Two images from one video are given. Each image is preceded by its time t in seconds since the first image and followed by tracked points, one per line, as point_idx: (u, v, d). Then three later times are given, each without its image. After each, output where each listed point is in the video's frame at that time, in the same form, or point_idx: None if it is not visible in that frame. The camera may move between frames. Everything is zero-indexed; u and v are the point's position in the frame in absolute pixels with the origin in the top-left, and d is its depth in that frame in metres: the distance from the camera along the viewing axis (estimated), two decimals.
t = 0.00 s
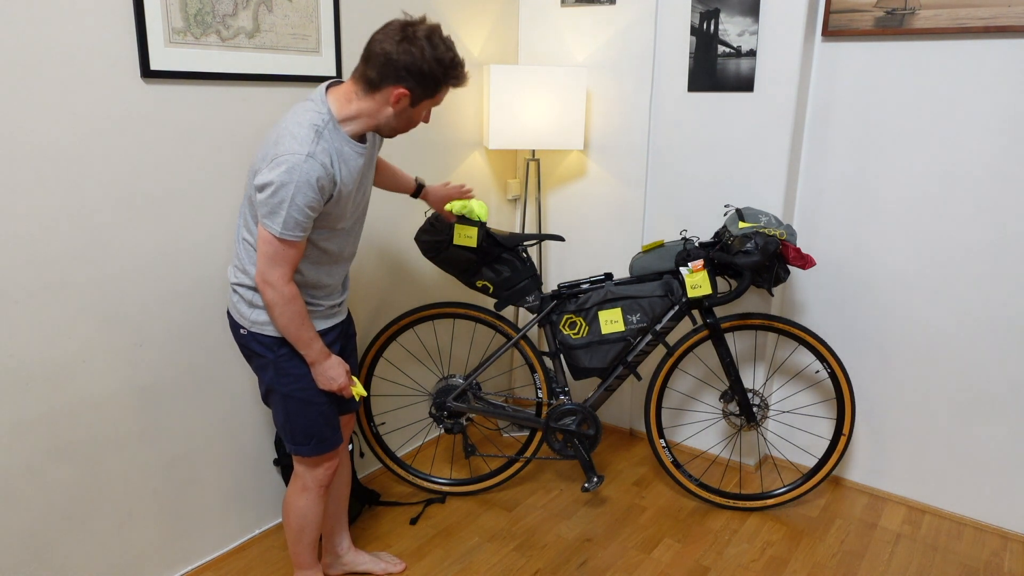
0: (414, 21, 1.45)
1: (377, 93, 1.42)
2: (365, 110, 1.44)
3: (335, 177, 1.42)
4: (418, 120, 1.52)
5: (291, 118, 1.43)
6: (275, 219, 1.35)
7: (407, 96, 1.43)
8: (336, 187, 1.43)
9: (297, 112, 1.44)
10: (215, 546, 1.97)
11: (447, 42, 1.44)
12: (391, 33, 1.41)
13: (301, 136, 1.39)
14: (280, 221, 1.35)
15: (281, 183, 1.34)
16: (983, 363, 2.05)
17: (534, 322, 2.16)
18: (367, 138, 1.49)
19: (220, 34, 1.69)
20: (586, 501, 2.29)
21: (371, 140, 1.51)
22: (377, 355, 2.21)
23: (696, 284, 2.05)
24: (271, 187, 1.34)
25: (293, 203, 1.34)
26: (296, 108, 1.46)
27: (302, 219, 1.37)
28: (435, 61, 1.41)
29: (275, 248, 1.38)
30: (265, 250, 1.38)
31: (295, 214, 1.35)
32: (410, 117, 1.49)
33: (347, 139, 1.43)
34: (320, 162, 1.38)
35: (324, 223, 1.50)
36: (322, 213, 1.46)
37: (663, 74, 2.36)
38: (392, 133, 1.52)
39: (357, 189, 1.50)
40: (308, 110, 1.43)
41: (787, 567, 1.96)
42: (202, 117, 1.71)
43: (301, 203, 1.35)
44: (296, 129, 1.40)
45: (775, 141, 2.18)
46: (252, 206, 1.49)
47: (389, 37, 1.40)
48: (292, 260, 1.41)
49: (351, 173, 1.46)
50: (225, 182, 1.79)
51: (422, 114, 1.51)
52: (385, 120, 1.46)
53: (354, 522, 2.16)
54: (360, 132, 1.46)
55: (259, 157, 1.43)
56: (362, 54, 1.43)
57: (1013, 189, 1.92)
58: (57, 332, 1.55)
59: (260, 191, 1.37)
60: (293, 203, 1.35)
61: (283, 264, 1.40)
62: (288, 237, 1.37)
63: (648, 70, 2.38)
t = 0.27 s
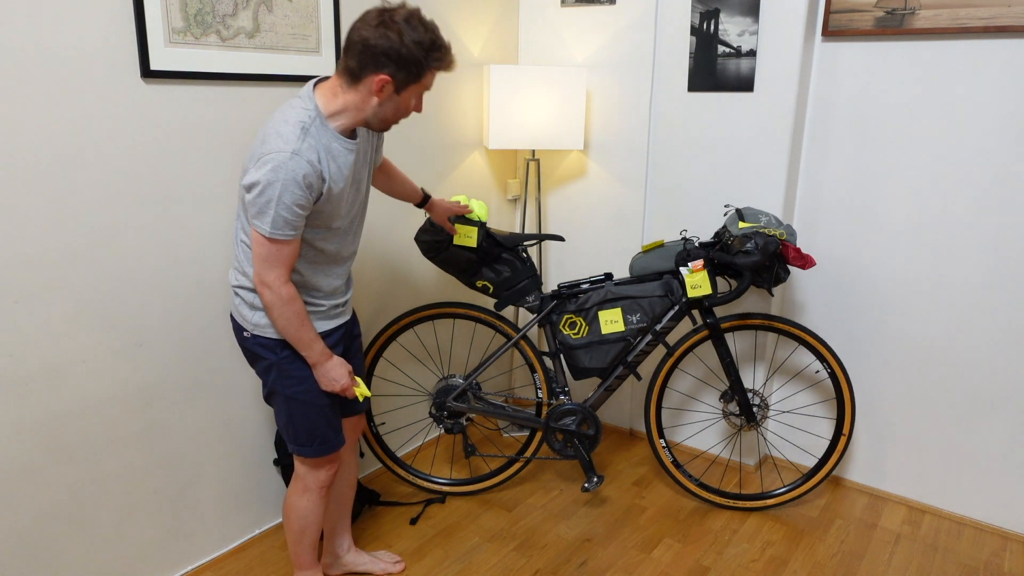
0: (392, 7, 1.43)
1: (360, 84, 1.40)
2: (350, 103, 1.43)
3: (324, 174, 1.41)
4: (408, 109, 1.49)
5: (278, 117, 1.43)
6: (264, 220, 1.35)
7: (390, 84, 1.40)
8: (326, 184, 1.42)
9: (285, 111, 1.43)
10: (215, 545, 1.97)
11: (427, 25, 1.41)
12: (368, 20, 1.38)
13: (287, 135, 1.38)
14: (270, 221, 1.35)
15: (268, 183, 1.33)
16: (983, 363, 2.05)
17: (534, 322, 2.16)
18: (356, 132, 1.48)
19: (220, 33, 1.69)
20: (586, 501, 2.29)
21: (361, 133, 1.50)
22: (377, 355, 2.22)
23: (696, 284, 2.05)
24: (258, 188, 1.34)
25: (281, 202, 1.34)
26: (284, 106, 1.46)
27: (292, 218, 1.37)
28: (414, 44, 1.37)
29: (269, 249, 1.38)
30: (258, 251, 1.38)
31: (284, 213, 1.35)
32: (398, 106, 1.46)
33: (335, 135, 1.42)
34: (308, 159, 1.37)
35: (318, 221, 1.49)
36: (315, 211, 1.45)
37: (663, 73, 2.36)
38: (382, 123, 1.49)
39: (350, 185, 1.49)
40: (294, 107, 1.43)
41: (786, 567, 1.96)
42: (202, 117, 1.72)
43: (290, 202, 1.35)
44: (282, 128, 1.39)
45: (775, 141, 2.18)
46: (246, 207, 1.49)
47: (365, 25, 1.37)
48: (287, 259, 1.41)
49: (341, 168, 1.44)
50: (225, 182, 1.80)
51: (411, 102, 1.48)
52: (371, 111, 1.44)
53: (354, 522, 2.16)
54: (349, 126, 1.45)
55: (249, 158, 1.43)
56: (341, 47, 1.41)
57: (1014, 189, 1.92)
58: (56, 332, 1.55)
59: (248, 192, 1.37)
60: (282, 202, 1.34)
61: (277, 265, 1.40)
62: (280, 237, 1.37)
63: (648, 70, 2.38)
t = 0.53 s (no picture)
0: None
1: (354, 75, 1.40)
2: (347, 97, 1.42)
3: (325, 173, 1.40)
4: (405, 95, 1.48)
5: (280, 120, 1.43)
6: (269, 223, 1.35)
7: (383, 70, 1.40)
8: (329, 184, 1.42)
9: (285, 114, 1.44)
10: (215, 546, 1.97)
11: (411, 7, 1.41)
12: (354, 10, 1.39)
13: (287, 137, 1.38)
14: (274, 223, 1.35)
15: (270, 186, 1.33)
16: (982, 363, 2.06)
17: (534, 322, 2.16)
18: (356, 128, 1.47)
19: (219, 33, 1.69)
20: (586, 501, 2.29)
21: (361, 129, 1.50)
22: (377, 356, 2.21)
23: (696, 284, 2.05)
24: (261, 191, 1.34)
25: (283, 205, 1.34)
26: (285, 109, 1.46)
27: (296, 220, 1.36)
28: (401, 27, 1.37)
29: (274, 253, 1.38)
30: (264, 255, 1.38)
31: (287, 215, 1.35)
32: (395, 93, 1.46)
33: (335, 133, 1.42)
34: (308, 159, 1.36)
35: (323, 222, 1.49)
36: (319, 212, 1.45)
37: (663, 73, 2.36)
38: (382, 113, 1.48)
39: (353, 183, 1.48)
40: (294, 109, 1.43)
41: (787, 567, 1.96)
42: (202, 117, 1.71)
43: (292, 204, 1.35)
44: (283, 130, 1.39)
45: (775, 141, 2.18)
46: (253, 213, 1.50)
47: (352, 16, 1.38)
48: (293, 262, 1.40)
49: (342, 167, 1.44)
50: (225, 183, 1.79)
51: (408, 88, 1.47)
52: (369, 102, 1.44)
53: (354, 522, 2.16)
54: (348, 121, 1.45)
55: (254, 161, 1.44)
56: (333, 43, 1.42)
57: (1013, 189, 1.92)
58: (56, 332, 1.55)
59: (252, 196, 1.37)
60: (284, 204, 1.34)
61: (283, 268, 1.39)
62: (284, 239, 1.37)
63: (647, 70, 2.38)
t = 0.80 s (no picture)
0: None
1: (392, 77, 1.40)
2: (387, 97, 1.41)
3: (360, 172, 1.38)
4: (443, 94, 1.47)
5: (320, 117, 1.42)
6: (303, 219, 1.34)
7: (420, 68, 1.39)
8: (365, 184, 1.40)
9: (325, 113, 1.42)
10: (215, 545, 1.97)
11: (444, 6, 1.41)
12: (390, 12, 1.39)
13: (324, 134, 1.37)
14: (308, 220, 1.34)
15: (305, 182, 1.32)
16: (982, 363, 2.05)
17: (534, 322, 2.16)
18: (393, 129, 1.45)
19: (220, 34, 1.70)
20: (586, 501, 2.29)
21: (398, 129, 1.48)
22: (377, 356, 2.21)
23: (696, 284, 2.05)
24: (297, 188, 1.34)
25: (318, 202, 1.32)
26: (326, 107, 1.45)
27: (330, 218, 1.35)
28: (436, 25, 1.37)
29: (307, 249, 1.37)
30: (298, 251, 1.37)
31: (320, 212, 1.33)
32: (432, 91, 1.44)
33: (373, 133, 1.40)
34: (344, 158, 1.35)
35: (358, 222, 1.47)
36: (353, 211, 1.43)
37: (663, 73, 2.36)
38: (421, 113, 1.47)
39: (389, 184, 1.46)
40: (334, 107, 1.42)
41: (787, 567, 1.96)
42: (202, 117, 1.72)
43: (327, 202, 1.33)
44: (321, 128, 1.38)
45: (775, 141, 2.18)
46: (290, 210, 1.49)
47: (388, 17, 1.38)
48: (326, 259, 1.39)
49: (378, 166, 1.42)
50: (226, 182, 1.80)
51: (444, 86, 1.46)
52: (408, 101, 1.42)
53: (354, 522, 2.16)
54: (386, 122, 1.43)
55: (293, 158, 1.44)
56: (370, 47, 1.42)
57: (1013, 189, 1.92)
58: (57, 332, 1.55)
59: (289, 192, 1.36)
60: (319, 202, 1.33)
61: (315, 265, 1.38)
62: (316, 236, 1.35)
63: (647, 70, 2.38)
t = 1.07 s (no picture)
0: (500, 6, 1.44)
1: (471, 77, 1.40)
2: (467, 98, 1.41)
3: (432, 164, 1.38)
4: (519, 98, 1.46)
5: (401, 108, 1.44)
6: (370, 199, 1.34)
7: (500, 71, 1.39)
8: (435, 176, 1.40)
9: (405, 105, 1.43)
10: (215, 546, 1.97)
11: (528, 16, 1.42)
12: (476, 19, 1.41)
13: (401, 123, 1.38)
14: (375, 200, 1.34)
15: (379, 164, 1.33)
16: (982, 363, 2.06)
17: (534, 322, 2.16)
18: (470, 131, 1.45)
19: (219, 34, 1.69)
20: (586, 501, 2.29)
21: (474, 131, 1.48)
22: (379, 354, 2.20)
23: (696, 284, 2.05)
24: (370, 168, 1.34)
25: (388, 185, 1.33)
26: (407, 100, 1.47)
27: (397, 202, 1.35)
28: (516, 29, 1.37)
29: (368, 230, 1.36)
30: (360, 230, 1.37)
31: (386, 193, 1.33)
32: (511, 95, 1.43)
33: (449, 130, 1.41)
34: (419, 147, 1.35)
35: (421, 214, 1.47)
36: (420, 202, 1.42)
37: (663, 73, 2.36)
38: (497, 116, 1.46)
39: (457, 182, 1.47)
40: (416, 100, 1.43)
41: (787, 567, 1.97)
42: (202, 117, 1.71)
43: (397, 186, 1.33)
44: (401, 117, 1.40)
45: (775, 141, 2.18)
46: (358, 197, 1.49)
47: (473, 22, 1.40)
48: (386, 243, 1.38)
49: (451, 163, 1.42)
50: (226, 183, 1.79)
51: (522, 89, 1.45)
52: (486, 102, 1.42)
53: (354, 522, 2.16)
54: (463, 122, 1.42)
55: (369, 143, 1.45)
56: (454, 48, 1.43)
57: (1014, 189, 1.92)
58: (57, 332, 1.55)
59: (361, 172, 1.37)
60: (389, 184, 1.33)
61: (374, 246, 1.37)
62: (379, 217, 1.35)
63: (647, 71, 2.38)
